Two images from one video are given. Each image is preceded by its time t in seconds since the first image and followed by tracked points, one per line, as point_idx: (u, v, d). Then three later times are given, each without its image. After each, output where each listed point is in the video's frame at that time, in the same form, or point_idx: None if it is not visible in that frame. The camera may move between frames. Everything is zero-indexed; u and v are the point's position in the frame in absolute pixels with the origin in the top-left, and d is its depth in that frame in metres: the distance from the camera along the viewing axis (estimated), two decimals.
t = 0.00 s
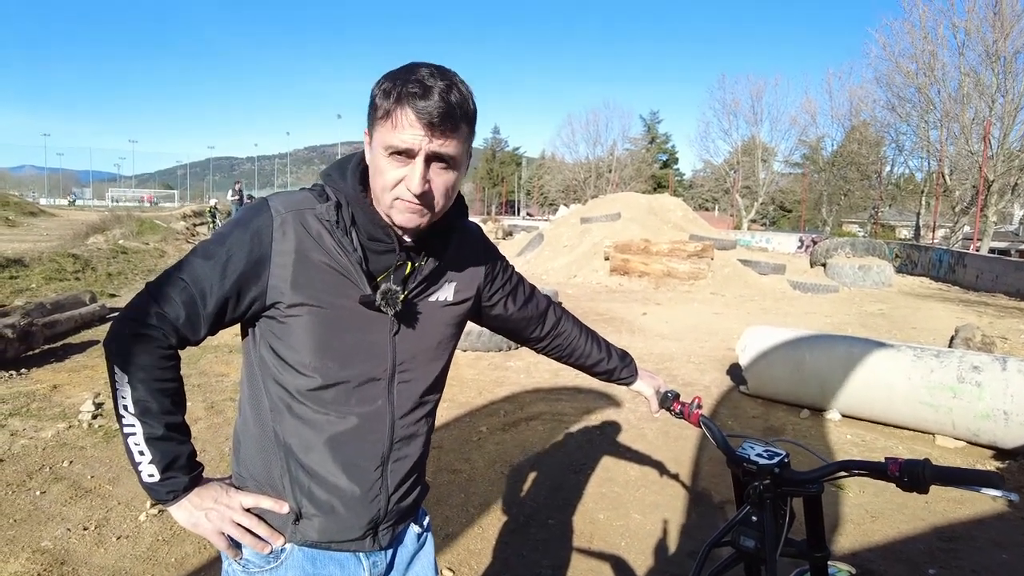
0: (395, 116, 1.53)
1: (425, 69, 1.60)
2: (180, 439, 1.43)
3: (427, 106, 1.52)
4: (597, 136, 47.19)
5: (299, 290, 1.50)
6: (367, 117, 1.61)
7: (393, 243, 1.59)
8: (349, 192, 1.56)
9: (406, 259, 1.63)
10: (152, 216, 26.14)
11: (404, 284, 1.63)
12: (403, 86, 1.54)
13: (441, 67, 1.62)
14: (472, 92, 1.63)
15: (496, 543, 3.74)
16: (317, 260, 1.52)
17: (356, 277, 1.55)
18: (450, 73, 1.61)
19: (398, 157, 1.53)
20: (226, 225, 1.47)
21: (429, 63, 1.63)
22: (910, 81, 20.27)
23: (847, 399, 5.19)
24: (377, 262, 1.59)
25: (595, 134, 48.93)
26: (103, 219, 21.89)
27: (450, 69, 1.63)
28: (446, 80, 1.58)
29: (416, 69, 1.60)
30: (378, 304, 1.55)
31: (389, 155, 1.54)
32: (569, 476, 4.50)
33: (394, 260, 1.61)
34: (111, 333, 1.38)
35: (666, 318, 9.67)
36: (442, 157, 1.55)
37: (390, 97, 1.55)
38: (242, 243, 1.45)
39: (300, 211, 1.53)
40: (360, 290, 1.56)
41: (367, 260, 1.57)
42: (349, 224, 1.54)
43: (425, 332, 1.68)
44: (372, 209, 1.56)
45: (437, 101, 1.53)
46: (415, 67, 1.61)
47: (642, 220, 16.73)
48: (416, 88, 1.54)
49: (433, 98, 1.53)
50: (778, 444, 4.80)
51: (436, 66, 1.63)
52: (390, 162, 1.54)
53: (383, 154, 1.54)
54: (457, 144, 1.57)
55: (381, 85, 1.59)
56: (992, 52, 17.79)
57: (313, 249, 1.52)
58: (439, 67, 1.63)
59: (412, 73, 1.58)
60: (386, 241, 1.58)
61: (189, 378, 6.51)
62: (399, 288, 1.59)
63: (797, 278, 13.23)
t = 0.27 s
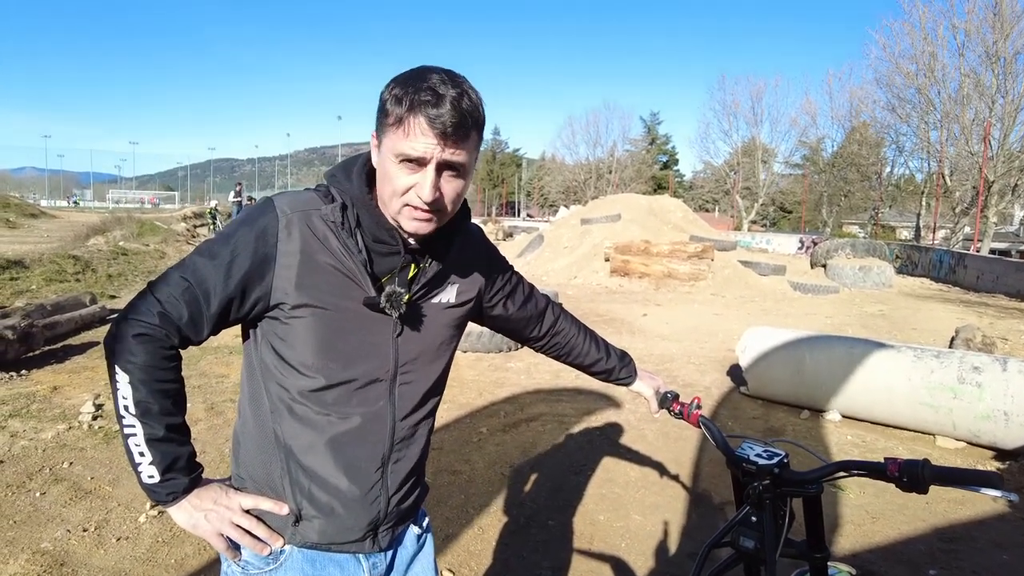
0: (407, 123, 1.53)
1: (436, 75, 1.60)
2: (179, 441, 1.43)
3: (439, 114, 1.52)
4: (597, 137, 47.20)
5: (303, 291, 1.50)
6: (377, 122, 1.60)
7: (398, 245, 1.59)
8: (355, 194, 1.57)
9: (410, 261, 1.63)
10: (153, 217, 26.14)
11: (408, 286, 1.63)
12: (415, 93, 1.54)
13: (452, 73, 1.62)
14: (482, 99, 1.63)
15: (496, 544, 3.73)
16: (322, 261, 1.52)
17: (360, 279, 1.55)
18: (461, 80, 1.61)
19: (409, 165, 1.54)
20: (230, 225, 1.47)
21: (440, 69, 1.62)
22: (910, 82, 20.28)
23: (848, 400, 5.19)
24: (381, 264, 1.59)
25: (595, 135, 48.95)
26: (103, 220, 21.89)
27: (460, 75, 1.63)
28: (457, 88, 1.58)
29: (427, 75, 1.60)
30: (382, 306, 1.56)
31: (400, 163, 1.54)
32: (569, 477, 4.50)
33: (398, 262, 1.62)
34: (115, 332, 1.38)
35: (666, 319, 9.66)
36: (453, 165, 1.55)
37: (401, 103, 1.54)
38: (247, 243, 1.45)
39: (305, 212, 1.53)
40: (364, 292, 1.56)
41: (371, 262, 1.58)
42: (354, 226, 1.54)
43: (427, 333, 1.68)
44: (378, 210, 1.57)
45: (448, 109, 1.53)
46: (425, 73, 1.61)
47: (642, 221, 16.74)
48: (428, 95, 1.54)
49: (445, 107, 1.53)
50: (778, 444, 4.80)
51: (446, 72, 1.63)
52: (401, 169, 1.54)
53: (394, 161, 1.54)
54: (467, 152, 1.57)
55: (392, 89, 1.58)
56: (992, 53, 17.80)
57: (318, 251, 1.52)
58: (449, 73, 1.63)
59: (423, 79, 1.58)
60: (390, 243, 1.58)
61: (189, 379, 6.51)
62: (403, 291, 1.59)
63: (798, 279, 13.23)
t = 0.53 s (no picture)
0: (408, 121, 1.52)
1: (438, 74, 1.60)
2: (179, 443, 1.42)
3: (440, 112, 1.52)
4: (597, 138, 47.21)
5: (303, 290, 1.50)
6: (378, 120, 1.60)
7: (398, 244, 1.59)
8: (355, 193, 1.57)
9: (411, 260, 1.63)
10: (153, 218, 26.16)
11: (408, 285, 1.63)
12: (417, 92, 1.54)
13: (454, 73, 1.61)
14: (483, 99, 1.62)
15: (497, 545, 3.73)
16: (322, 260, 1.51)
17: (362, 279, 1.55)
18: (463, 80, 1.60)
19: (409, 163, 1.53)
20: (230, 225, 1.46)
21: (442, 68, 1.62)
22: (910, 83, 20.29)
23: (848, 401, 5.18)
24: (382, 263, 1.59)
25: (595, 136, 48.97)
26: (103, 221, 21.90)
27: (462, 75, 1.63)
28: (459, 88, 1.57)
29: (429, 74, 1.60)
30: (382, 306, 1.55)
31: (399, 161, 1.54)
32: (570, 477, 4.49)
33: (399, 261, 1.62)
34: (113, 333, 1.37)
35: (666, 320, 9.66)
36: (453, 165, 1.55)
37: (403, 101, 1.54)
38: (247, 241, 1.45)
39: (306, 211, 1.53)
40: (365, 291, 1.56)
41: (372, 261, 1.58)
42: (354, 226, 1.54)
43: (429, 332, 1.68)
44: (377, 209, 1.57)
45: (450, 108, 1.53)
46: (428, 71, 1.60)
47: (642, 221, 16.74)
48: (430, 94, 1.54)
49: (446, 105, 1.53)
50: (779, 444, 4.79)
51: (448, 72, 1.63)
52: (401, 168, 1.53)
53: (394, 160, 1.54)
54: (467, 152, 1.57)
55: (394, 88, 1.58)
56: (992, 54, 17.81)
57: (319, 250, 1.51)
58: (452, 73, 1.62)
59: (425, 78, 1.58)
60: (391, 242, 1.58)
61: (189, 380, 6.51)
62: (404, 290, 1.59)
63: (798, 280, 13.23)
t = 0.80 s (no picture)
0: (399, 122, 1.53)
1: (428, 71, 1.60)
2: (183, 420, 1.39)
3: (431, 110, 1.52)
4: (597, 138, 47.21)
5: (300, 288, 1.50)
6: (370, 120, 1.60)
7: (396, 244, 1.59)
8: (353, 193, 1.56)
9: (410, 260, 1.63)
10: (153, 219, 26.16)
11: (407, 285, 1.63)
12: (408, 90, 1.54)
13: (443, 70, 1.62)
14: (474, 95, 1.63)
15: (497, 545, 3.73)
16: (321, 260, 1.51)
17: (360, 279, 1.55)
18: (452, 76, 1.61)
19: (403, 162, 1.54)
20: (228, 221, 1.46)
21: (431, 65, 1.62)
22: (910, 83, 20.28)
23: (848, 401, 5.18)
24: (381, 263, 1.59)
25: (595, 136, 48.97)
26: (104, 222, 21.91)
27: (451, 71, 1.63)
28: (449, 84, 1.57)
29: (419, 71, 1.60)
30: (381, 305, 1.55)
31: (393, 161, 1.54)
32: (570, 478, 4.49)
33: (397, 261, 1.61)
34: (104, 316, 1.34)
35: (666, 320, 9.66)
36: (447, 162, 1.56)
37: (393, 101, 1.54)
38: (245, 237, 1.45)
39: (304, 212, 1.53)
40: (363, 291, 1.56)
41: (371, 261, 1.57)
42: (352, 226, 1.54)
43: (428, 333, 1.68)
44: (375, 210, 1.57)
45: (441, 105, 1.53)
46: (418, 69, 1.60)
47: (642, 222, 16.73)
48: (421, 92, 1.54)
49: (438, 103, 1.53)
50: (779, 445, 4.79)
51: (438, 69, 1.63)
52: (395, 167, 1.54)
53: (388, 160, 1.54)
54: (460, 148, 1.58)
55: (385, 88, 1.58)
56: (992, 54, 17.81)
57: (317, 249, 1.51)
58: (441, 70, 1.63)
59: (415, 76, 1.58)
60: (389, 243, 1.58)
61: (189, 380, 6.51)
62: (402, 289, 1.59)
63: (798, 280, 13.23)
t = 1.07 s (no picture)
0: (389, 121, 1.52)
1: (417, 70, 1.60)
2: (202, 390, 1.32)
3: (420, 108, 1.52)
4: (598, 138, 47.21)
5: (298, 285, 1.50)
6: (361, 120, 1.60)
7: (391, 240, 1.59)
8: (346, 192, 1.57)
9: (406, 257, 1.64)
10: (154, 219, 26.17)
11: (403, 281, 1.63)
12: (397, 90, 1.54)
13: (433, 67, 1.62)
14: (463, 91, 1.63)
15: (498, 545, 3.73)
16: (317, 259, 1.51)
17: (357, 276, 1.55)
18: (442, 73, 1.60)
19: (394, 162, 1.54)
20: (230, 230, 1.47)
21: (419, 62, 1.62)
22: (910, 84, 20.27)
23: (849, 401, 5.18)
24: (377, 261, 1.60)
25: (596, 137, 48.98)
26: (104, 222, 21.93)
27: (440, 68, 1.63)
28: (437, 81, 1.57)
29: (408, 70, 1.60)
30: (377, 302, 1.55)
31: (385, 160, 1.54)
32: (571, 478, 4.49)
33: (393, 258, 1.62)
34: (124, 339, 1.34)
35: (666, 321, 9.67)
36: (439, 159, 1.56)
37: (383, 101, 1.54)
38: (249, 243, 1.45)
39: (299, 211, 1.53)
40: (360, 288, 1.56)
41: (367, 259, 1.58)
42: (348, 224, 1.55)
43: (429, 330, 1.68)
44: (369, 207, 1.57)
45: (430, 103, 1.53)
46: (407, 68, 1.60)
47: (642, 222, 16.73)
48: (410, 91, 1.53)
49: (427, 100, 1.53)
50: (780, 445, 4.79)
51: (427, 66, 1.62)
52: (387, 167, 1.54)
53: (380, 159, 1.54)
54: (452, 145, 1.57)
55: (374, 87, 1.58)
56: (993, 54, 17.81)
57: (316, 248, 1.52)
58: (430, 67, 1.62)
59: (404, 75, 1.58)
60: (385, 239, 1.58)
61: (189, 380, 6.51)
62: (399, 286, 1.59)
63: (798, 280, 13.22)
